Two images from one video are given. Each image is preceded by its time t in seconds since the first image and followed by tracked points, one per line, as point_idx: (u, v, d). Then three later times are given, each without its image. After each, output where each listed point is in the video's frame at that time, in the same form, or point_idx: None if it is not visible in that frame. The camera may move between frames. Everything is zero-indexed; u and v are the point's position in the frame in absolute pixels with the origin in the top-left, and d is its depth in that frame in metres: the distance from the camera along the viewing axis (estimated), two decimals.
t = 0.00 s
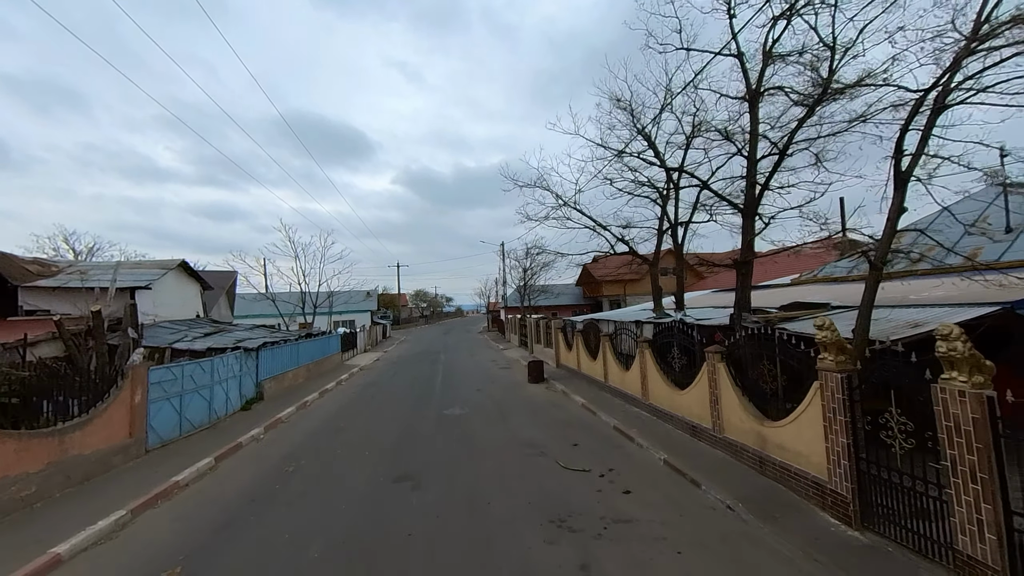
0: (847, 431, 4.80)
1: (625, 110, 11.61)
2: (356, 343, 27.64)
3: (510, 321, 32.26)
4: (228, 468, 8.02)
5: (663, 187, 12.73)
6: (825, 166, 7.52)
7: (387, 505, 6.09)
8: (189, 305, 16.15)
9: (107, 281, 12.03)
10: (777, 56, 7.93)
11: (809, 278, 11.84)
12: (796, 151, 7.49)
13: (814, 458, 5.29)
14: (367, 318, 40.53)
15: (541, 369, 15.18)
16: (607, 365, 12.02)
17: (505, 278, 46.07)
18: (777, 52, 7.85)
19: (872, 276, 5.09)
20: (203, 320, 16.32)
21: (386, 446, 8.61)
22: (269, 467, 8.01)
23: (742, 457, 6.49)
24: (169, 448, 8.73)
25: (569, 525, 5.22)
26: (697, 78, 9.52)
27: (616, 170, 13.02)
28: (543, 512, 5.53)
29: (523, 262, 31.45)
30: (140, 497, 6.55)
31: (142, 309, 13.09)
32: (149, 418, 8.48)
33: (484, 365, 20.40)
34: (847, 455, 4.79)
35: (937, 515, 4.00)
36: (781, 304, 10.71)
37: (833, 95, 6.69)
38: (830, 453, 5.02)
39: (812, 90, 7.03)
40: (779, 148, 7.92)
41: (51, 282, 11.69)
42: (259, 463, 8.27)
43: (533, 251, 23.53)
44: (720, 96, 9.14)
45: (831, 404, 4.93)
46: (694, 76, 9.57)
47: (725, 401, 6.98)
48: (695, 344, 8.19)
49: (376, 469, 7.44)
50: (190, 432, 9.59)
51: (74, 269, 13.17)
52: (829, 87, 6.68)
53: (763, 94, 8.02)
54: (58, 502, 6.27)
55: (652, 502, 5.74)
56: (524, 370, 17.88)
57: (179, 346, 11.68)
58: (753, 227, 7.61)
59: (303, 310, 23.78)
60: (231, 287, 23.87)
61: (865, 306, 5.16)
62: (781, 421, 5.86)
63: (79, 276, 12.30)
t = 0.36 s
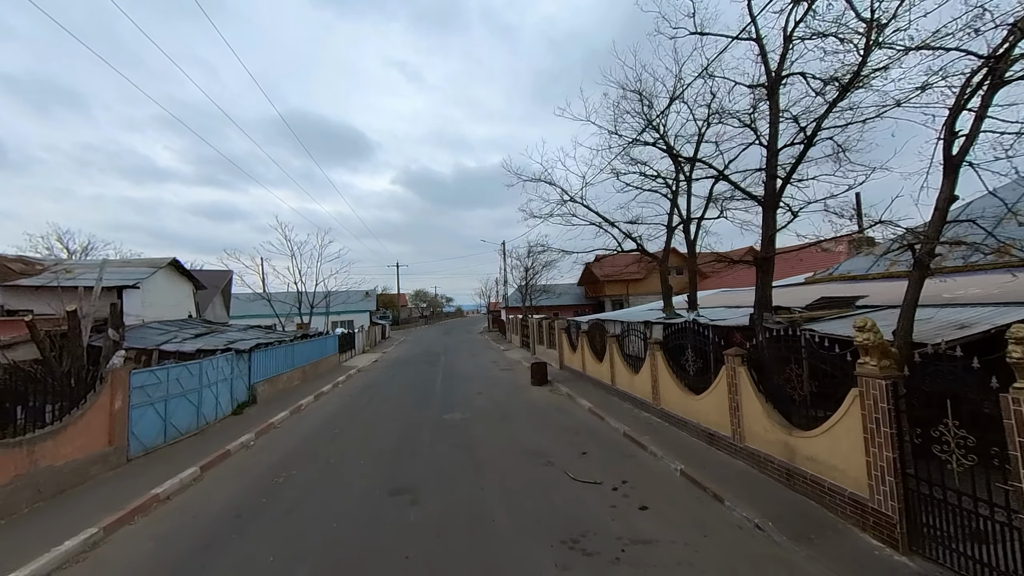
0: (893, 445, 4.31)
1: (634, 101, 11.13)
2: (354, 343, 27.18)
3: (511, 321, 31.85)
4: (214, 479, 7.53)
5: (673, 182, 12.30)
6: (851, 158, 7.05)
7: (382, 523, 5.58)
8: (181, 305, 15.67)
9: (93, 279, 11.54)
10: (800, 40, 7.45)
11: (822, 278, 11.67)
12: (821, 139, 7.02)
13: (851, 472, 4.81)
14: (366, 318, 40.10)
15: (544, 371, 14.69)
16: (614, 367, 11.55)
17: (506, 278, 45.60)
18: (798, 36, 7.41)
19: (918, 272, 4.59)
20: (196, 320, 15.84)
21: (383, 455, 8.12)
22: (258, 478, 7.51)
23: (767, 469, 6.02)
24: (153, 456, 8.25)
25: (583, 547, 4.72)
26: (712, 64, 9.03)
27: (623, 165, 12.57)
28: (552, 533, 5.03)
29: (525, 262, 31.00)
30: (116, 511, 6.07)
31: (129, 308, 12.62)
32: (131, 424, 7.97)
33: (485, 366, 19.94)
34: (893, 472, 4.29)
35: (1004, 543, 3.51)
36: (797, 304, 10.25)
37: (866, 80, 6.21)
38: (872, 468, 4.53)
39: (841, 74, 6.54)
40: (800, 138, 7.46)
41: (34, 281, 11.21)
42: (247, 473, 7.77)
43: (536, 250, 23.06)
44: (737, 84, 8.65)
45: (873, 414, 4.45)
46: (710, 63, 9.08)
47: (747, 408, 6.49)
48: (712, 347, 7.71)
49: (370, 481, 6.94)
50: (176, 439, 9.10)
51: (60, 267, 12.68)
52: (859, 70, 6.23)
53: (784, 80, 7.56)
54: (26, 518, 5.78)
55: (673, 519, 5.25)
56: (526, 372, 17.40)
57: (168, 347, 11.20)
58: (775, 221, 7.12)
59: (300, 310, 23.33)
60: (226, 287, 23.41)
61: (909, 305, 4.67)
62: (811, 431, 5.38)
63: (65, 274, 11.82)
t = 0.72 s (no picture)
0: (954, 463, 3.79)
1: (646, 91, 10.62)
2: (353, 344, 26.69)
3: (513, 322, 31.38)
4: (199, 490, 7.03)
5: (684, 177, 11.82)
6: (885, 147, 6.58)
7: (377, 544, 5.06)
8: (174, 304, 15.18)
9: (79, 277, 11.05)
10: (830, 20, 6.94)
11: (840, 278, 11.24)
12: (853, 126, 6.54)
13: (901, 492, 4.31)
14: (366, 318, 39.62)
15: (548, 373, 14.19)
16: (623, 369, 11.04)
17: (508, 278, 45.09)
18: (827, 17, 6.93)
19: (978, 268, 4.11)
20: (189, 320, 15.35)
21: (380, 464, 7.64)
22: (245, 489, 7.00)
23: (797, 484, 5.52)
24: (135, 465, 7.75)
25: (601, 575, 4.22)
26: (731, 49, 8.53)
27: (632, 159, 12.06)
28: (566, 558, 4.52)
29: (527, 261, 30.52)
30: (87, 529, 5.56)
31: (117, 308, 12.12)
32: (112, 431, 7.48)
33: (487, 367, 19.44)
34: (957, 495, 3.77)
35: None
36: (816, 304, 9.75)
37: (907, 59, 5.72)
38: (929, 489, 4.01)
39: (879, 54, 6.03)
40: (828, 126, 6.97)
41: (16, 279, 10.71)
42: (234, 483, 7.28)
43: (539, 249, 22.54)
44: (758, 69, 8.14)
45: (930, 427, 3.93)
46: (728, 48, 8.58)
47: (774, 416, 5.98)
48: (733, 351, 7.21)
49: (365, 495, 6.42)
50: (162, 446, 8.61)
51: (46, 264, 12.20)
52: (900, 49, 5.73)
53: (811, 64, 7.08)
54: None
55: (697, 540, 4.76)
56: (529, 374, 16.92)
57: (156, 348, 10.70)
58: (804, 216, 6.61)
59: (297, 310, 22.84)
60: (222, 286, 22.90)
61: (968, 304, 4.18)
62: (851, 444, 4.87)
63: (50, 272, 11.33)
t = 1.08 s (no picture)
0: None
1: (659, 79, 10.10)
2: (354, 345, 26.27)
3: (516, 322, 30.91)
4: (184, 503, 6.57)
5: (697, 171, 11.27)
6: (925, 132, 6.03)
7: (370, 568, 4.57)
8: (167, 304, 14.73)
9: (64, 276, 10.61)
10: None
11: (856, 276, 10.64)
12: (890, 109, 5.99)
13: (965, 515, 3.79)
14: (367, 318, 39.17)
15: (554, 375, 13.69)
16: (633, 372, 10.52)
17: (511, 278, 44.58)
18: None
19: None
20: (184, 320, 14.91)
21: (377, 475, 7.13)
22: (233, 502, 6.53)
23: (836, 500, 5.00)
24: (118, 475, 7.30)
25: None
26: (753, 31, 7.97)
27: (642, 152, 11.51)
28: None
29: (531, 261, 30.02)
30: (56, 548, 5.10)
31: (107, 307, 11.66)
32: (92, 439, 7.03)
33: (491, 368, 18.95)
34: None
35: None
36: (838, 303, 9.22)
37: (955, 32, 5.17)
38: (1001, 514, 3.49)
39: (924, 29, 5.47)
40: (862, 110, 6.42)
41: None
42: (222, 495, 6.80)
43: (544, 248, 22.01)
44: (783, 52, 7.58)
45: (1002, 443, 3.42)
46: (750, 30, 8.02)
47: (807, 426, 5.45)
48: (756, 353, 6.70)
49: (360, 510, 5.94)
50: (149, 454, 8.15)
51: (33, 263, 11.76)
52: (947, 20, 5.19)
53: (841, 43, 6.53)
54: None
55: (732, 567, 4.24)
56: (534, 375, 16.43)
57: (145, 350, 10.25)
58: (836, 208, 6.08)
59: (296, 310, 22.39)
60: (220, 286, 22.46)
61: None
62: (900, 458, 4.36)
63: (36, 271, 10.88)
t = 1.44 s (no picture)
0: None
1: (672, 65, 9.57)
2: (353, 346, 25.80)
3: (517, 322, 30.47)
4: (164, 519, 6.08)
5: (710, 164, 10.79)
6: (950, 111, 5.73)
7: None
8: (158, 304, 14.24)
9: (47, 275, 10.11)
10: None
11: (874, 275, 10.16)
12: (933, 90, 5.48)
13: None
14: (366, 318, 38.69)
15: (558, 378, 13.21)
16: (643, 375, 10.04)
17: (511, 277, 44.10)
18: None
19: None
20: (175, 321, 14.41)
21: (373, 489, 6.64)
22: (216, 518, 6.03)
23: (879, 520, 4.52)
24: (95, 487, 6.82)
25: None
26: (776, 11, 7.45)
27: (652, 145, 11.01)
28: None
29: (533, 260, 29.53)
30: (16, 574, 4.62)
31: (93, 307, 11.19)
32: (67, 449, 6.54)
33: (493, 370, 18.47)
34: None
35: None
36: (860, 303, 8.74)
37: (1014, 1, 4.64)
38: None
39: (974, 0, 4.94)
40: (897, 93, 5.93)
41: None
42: (204, 510, 6.30)
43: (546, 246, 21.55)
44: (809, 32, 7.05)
45: None
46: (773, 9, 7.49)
47: (844, 437, 4.96)
48: (782, 357, 6.21)
49: (353, 528, 5.44)
50: (131, 463, 7.67)
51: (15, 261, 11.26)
52: None
53: (875, 21, 6.04)
54: None
55: None
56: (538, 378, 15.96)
57: (131, 352, 9.76)
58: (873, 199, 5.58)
59: (294, 311, 21.92)
60: (215, 285, 22.00)
61: None
62: (959, 476, 3.87)
63: (17, 270, 10.39)
